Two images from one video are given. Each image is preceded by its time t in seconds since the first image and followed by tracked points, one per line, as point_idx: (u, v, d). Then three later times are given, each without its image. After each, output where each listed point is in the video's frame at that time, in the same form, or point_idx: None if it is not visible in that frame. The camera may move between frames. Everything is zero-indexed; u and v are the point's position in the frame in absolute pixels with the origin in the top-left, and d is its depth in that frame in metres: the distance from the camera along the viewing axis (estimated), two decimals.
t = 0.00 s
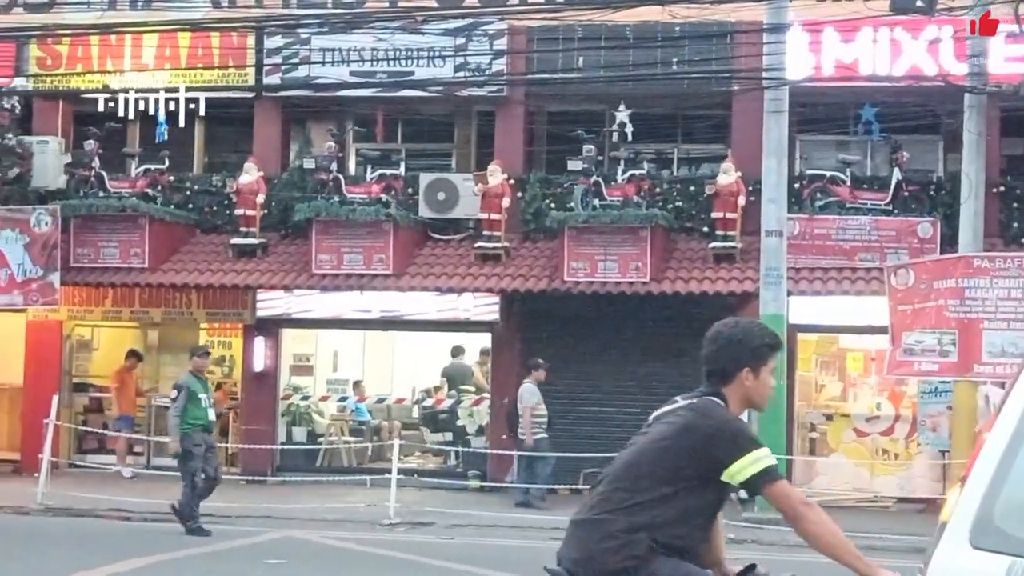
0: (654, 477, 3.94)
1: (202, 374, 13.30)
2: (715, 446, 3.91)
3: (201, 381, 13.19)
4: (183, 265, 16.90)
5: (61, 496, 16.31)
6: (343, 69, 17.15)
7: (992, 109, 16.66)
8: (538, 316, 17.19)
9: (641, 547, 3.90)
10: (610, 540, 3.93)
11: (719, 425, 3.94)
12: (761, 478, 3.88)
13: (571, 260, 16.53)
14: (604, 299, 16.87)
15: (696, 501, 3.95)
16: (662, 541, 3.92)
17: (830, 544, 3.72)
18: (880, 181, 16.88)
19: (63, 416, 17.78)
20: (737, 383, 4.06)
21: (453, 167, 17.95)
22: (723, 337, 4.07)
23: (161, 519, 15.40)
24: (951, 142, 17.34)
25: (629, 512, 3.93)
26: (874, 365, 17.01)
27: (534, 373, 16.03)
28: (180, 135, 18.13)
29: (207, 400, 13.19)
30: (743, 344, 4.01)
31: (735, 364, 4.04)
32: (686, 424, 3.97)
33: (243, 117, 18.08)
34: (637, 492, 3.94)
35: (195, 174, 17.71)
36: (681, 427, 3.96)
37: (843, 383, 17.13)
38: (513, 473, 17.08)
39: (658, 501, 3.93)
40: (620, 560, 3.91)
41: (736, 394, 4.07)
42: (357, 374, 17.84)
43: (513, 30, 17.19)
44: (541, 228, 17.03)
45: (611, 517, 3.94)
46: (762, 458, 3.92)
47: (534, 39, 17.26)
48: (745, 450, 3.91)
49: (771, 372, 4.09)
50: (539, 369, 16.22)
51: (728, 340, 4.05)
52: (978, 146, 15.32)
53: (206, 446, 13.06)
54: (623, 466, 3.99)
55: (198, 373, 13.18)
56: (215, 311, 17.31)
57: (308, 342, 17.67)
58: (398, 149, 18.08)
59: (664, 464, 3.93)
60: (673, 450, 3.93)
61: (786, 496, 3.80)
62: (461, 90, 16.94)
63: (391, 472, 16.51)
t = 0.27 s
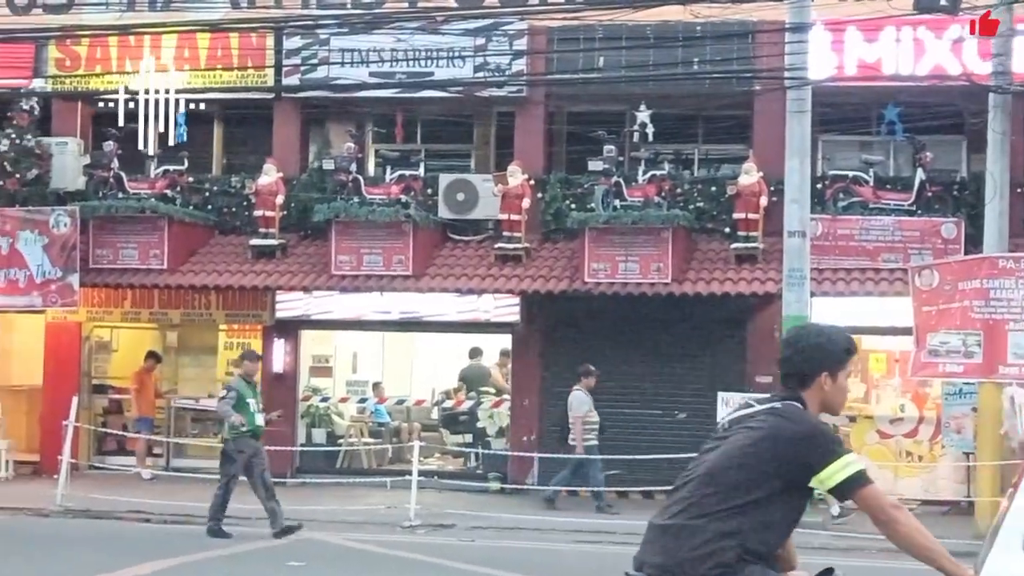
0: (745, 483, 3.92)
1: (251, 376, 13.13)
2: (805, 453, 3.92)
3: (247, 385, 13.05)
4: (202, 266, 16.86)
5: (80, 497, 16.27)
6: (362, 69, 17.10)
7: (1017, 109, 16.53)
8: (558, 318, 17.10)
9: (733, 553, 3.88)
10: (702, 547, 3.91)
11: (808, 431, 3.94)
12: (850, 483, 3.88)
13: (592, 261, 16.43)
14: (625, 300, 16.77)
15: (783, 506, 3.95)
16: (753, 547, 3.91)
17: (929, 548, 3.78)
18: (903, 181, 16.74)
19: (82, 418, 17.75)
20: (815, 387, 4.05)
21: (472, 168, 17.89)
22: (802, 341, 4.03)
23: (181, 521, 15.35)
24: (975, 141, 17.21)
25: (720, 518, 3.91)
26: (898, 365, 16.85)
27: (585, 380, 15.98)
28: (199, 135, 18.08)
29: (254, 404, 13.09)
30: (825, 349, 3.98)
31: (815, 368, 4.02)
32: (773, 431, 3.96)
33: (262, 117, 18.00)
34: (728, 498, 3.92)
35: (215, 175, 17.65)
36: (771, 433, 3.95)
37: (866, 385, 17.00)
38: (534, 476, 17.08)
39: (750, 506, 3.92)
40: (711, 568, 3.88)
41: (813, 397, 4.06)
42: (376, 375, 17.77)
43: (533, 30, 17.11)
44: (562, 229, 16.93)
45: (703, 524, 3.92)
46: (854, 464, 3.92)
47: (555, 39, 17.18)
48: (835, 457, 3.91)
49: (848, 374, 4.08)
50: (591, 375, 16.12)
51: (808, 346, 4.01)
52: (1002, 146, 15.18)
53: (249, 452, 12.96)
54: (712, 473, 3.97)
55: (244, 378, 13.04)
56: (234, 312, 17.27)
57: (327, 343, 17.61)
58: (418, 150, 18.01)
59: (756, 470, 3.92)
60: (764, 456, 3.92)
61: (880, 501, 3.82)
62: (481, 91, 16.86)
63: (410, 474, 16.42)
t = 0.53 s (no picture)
0: (824, 483, 4.00)
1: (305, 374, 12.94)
2: (881, 454, 4.01)
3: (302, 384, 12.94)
4: (223, 265, 16.82)
5: (100, 496, 16.24)
6: (383, 67, 17.06)
7: None
8: (579, 316, 17.01)
9: (810, 552, 3.94)
10: (780, 546, 3.98)
11: (884, 433, 4.03)
12: (929, 485, 3.97)
13: (613, 260, 16.34)
14: (647, 298, 16.69)
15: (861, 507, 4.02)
16: (832, 545, 3.97)
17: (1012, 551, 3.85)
18: (927, 179, 16.61)
19: (102, 416, 17.70)
20: (888, 388, 4.17)
21: (492, 166, 17.81)
22: (874, 341, 4.15)
23: (201, 520, 15.32)
24: (999, 139, 17.08)
25: (799, 518, 3.98)
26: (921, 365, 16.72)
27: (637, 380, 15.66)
28: (219, 133, 18.04)
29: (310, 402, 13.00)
30: (900, 349, 4.10)
31: (887, 371, 4.14)
32: (850, 431, 4.06)
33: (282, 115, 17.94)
34: (806, 498, 3.99)
35: (235, 174, 17.62)
36: (848, 435, 4.04)
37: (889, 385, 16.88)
38: (555, 476, 17.02)
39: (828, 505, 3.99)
40: (790, 566, 3.94)
41: (886, 399, 4.18)
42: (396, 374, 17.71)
43: (555, 27, 17.02)
44: (583, 227, 16.86)
45: (780, 524, 3.99)
46: (932, 465, 4.01)
47: (576, 36, 17.10)
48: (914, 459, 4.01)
49: (918, 378, 4.20)
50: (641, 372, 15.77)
51: (880, 346, 4.14)
52: None
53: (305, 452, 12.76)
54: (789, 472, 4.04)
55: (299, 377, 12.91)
56: (254, 310, 17.22)
57: (346, 341, 17.62)
58: (438, 147, 17.93)
59: (834, 471, 4.00)
60: (841, 457, 4.01)
61: (963, 505, 3.91)
62: (503, 89, 16.84)
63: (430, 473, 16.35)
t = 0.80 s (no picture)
0: (888, 485, 4.15)
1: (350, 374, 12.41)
2: (946, 459, 4.13)
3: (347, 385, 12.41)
4: (242, 265, 16.80)
5: (118, 497, 16.22)
6: (401, 67, 17.05)
7: None
8: (598, 316, 16.97)
9: (876, 547, 4.13)
10: (844, 545, 4.17)
11: (948, 438, 4.14)
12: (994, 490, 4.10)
13: (633, 259, 16.29)
14: (666, 298, 16.63)
15: (926, 506, 4.18)
16: (895, 545, 4.16)
17: None
18: (949, 178, 16.53)
19: (121, 417, 17.73)
20: (953, 394, 4.28)
21: (511, 166, 17.77)
22: (939, 347, 4.26)
23: (220, 520, 15.29)
24: (1021, 138, 17.00)
25: (863, 517, 4.17)
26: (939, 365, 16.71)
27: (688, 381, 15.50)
28: (238, 134, 18.04)
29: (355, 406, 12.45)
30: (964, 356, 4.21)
31: (953, 376, 4.25)
32: (914, 436, 4.18)
33: (301, 115, 17.92)
34: (871, 500, 4.16)
35: (254, 174, 17.61)
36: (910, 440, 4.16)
37: (910, 385, 16.79)
38: (574, 477, 16.96)
39: (894, 505, 4.16)
40: (854, 565, 4.14)
41: (951, 404, 4.29)
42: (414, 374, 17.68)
43: (574, 27, 16.97)
44: (603, 228, 16.77)
45: (843, 525, 4.19)
46: (996, 470, 4.13)
47: (595, 36, 17.05)
48: (977, 463, 4.12)
49: (985, 382, 4.29)
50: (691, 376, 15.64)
51: (944, 351, 4.24)
52: None
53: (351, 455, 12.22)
54: (853, 474, 4.21)
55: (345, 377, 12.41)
56: (273, 311, 17.19)
57: (364, 340, 17.58)
58: (456, 148, 17.89)
59: (897, 474, 4.14)
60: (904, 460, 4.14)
61: None
62: (523, 89, 16.83)
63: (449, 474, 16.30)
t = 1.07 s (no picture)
0: (940, 489, 4.12)
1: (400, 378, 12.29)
2: (996, 459, 4.07)
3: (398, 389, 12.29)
4: (263, 267, 16.79)
5: (141, 500, 16.20)
6: (422, 68, 16.99)
7: None
8: (620, 318, 16.93)
9: (927, 547, 4.12)
10: (895, 544, 4.16)
11: (997, 437, 4.11)
12: None
13: (656, 260, 16.21)
14: (689, 299, 16.55)
15: (985, 511, 4.14)
16: (945, 545, 4.13)
17: None
18: (973, 177, 16.41)
19: (144, 419, 17.76)
20: (1008, 398, 4.26)
21: (533, 167, 17.71)
22: (992, 349, 4.26)
23: (243, 523, 15.27)
24: None
25: (917, 519, 4.15)
26: (965, 365, 16.55)
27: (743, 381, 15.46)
28: (259, 135, 18.02)
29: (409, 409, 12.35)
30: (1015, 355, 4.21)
31: (1007, 379, 4.23)
32: (962, 435, 4.15)
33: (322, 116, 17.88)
34: (921, 499, 4.15)
35: (275, 176, 17.58)
36: (959, 444, 4.13)
37: (935, 386, 16.69)
38: (597, 479, 16.91)
39: (951, 507, 4.13)
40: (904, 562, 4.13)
41: (1006, 409, 4.26)
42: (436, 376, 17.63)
43: (595, 27, 16.90)
44: (625, 228, 16.71)
45: (894, 524, 4.18)
46: None
47: (616, 36, 16.94)
48: None
49: None
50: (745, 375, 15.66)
51: (996, 353, 4.24)
52: None
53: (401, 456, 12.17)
54: (903, 473, 4.21)
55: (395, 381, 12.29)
56: (295, 313, 17.15)
57: (387, 343, 17.46)
58: (477, 149, 17.83)
59: (945, 475, 4.11)
60: (957, 465, 4.10)
61: None
62: (544, 90, 16.75)
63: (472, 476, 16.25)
